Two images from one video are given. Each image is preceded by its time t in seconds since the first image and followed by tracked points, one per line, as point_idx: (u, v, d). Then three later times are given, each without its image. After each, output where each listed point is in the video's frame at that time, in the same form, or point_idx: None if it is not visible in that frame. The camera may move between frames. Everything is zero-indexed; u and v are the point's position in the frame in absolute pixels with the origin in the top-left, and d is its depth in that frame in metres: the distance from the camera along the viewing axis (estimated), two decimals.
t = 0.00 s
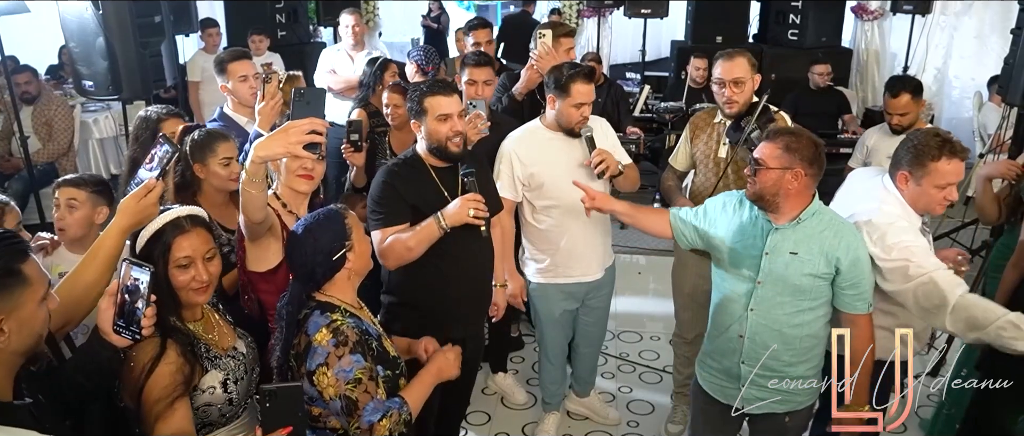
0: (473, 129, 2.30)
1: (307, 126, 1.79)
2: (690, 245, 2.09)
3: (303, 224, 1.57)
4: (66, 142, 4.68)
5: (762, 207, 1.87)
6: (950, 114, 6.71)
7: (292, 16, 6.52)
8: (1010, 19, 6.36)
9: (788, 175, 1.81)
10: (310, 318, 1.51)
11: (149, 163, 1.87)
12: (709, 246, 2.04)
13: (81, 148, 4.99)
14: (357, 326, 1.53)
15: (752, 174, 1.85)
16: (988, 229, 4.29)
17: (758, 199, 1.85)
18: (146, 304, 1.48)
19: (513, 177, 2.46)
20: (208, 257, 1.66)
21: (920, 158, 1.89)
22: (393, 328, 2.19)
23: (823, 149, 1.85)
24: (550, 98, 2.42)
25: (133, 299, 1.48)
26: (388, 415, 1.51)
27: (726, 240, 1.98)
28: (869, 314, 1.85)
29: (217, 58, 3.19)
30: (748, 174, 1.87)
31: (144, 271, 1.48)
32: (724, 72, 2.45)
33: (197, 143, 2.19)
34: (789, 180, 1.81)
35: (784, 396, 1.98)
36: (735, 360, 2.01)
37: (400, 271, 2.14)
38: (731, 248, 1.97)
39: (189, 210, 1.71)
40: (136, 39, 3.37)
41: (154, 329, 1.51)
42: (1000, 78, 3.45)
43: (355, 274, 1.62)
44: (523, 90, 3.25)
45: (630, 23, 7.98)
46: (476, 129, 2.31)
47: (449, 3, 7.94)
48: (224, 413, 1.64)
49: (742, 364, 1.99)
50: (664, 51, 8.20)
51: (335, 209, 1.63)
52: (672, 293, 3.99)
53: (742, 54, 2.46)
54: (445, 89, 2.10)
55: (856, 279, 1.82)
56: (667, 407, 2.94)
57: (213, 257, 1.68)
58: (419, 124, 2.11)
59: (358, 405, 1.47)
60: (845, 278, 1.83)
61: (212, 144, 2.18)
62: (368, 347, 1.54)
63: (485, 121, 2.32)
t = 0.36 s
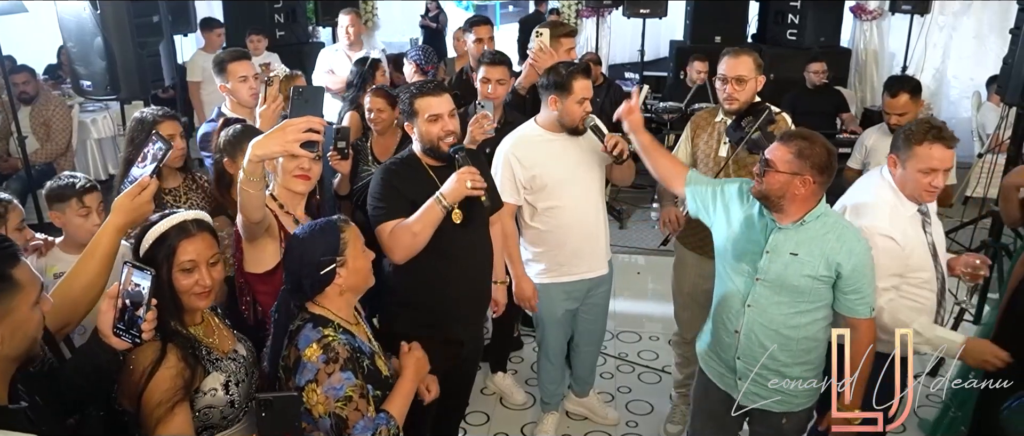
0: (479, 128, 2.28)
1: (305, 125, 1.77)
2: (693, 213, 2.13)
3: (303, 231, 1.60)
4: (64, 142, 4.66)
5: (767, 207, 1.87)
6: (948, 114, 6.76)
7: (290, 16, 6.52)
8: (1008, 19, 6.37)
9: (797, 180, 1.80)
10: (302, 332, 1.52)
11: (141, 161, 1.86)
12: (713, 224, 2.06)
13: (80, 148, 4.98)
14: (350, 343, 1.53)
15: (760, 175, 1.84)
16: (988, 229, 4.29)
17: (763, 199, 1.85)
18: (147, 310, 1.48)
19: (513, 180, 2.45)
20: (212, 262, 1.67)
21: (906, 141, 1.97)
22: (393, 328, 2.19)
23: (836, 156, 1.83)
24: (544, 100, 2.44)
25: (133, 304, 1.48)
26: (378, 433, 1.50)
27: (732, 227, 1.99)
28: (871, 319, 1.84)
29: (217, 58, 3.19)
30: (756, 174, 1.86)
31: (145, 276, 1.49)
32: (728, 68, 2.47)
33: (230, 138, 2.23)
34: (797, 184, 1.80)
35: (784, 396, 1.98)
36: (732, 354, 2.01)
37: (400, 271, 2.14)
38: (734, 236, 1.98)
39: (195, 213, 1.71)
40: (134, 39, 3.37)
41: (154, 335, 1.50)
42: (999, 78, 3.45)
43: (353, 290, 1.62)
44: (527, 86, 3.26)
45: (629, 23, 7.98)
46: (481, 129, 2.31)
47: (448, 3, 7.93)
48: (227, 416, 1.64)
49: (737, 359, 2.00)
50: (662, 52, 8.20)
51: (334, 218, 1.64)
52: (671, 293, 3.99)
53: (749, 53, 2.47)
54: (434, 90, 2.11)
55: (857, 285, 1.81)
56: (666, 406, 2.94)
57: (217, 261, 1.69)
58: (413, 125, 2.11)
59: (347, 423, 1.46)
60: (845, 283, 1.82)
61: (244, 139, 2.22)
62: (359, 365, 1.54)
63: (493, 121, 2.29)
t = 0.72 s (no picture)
0: (477, 128, 2.28)
1: (303, 124, 1.76)
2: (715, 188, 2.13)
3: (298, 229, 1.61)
4: (63, 143, 4.66)
5: (770, 208, 1.87)
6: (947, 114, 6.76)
7: (290, 16, 6.51)
8: (1008, 19, 6.38)
9: (798, 181, 1.79)
10: (290, 335, 1.50)
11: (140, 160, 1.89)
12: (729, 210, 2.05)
13: (78, 148, 4.98)
14: (339, 347, 1.52)
15: (763, 174, 1.84)
16: (988, 230, 4.30)
17: (765, 199, 1.85)
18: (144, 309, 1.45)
19: (516, 179, 2.46)
20: (216, 257, 1.68)
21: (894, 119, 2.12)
22: (391, 328, 2.18)
23: (840, 156, 1.82)
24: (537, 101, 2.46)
25: (131, 306, 1.46)
26: None
27: (749, 219, 1.98)
28: (871, 327, 1.83)
29: (216, 58, 3.18)
30: (760, 173, 1.86)
31: (142, 277, 1.47)
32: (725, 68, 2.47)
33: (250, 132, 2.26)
34: (799, 186, 1.80)
35: (783, 396, 1.97)
36: (728, 348, 2.02)
37: (398, 269, 2.13)
38: (749, 228, 1.97)
39: (202, 208, 1.72)
40: (133, 38, 3.36)
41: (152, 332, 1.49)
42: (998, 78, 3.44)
43: (343, 300, 1.61)
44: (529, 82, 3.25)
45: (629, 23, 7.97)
46: (483, 130, 2.29)
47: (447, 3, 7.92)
48: (223, 409, 1.61)
49: (733, 354, 2.00)
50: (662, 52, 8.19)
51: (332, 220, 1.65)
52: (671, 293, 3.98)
53: (748, 53, 2.47)
54: (433, 86, 2.09)
55: (857, 293, 1.80)
56: (665, 407, 2.93)
57: (221, 257, 1.69)
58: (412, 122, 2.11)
59: (329, 430, 1.48)
60: (845, 289, 1.81)
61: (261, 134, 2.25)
62: (349, 369, 1.53)
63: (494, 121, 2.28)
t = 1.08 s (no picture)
0: (477, 129, 2.28)
1: (304, 125, 1.76)
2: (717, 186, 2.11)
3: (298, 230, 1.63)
4: (62, 142, 4.67)
5: (775, 206, 1.88)
6: (945, 114, 6.78)
7: (289, 16, 6.50)
8: (1008, 19, 6.38)
9: (806, 180, 1.80)
10: (283, 330, 1.52)
11: (145, 162, 1.86)
12: (732, 209, 2.04)
13: (77, 148, 4.98)
14: (328, 346, 1.52)
15: (770, 171, 1.84)
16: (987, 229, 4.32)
17: (770, 197, 1.86)
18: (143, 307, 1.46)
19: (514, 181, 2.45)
20: (226, 252, 1.68)
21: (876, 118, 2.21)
22: (389, 326, 2.18)
23: (848, 159, 1.83)
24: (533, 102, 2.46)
25: (128, 306, 1.47)
26: None
27: (754, 218, 1.97)
28: (870, 329, 1.86)
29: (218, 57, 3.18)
30: (766, 171, 1.87)
31: (139, 278, 1.49)
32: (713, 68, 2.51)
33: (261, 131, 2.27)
34: (806, 185, 1.80)
35: (782, 397, 1.98)
36: (729, 348, 2.01)
37: (398, 269, 2.14)
38: (755, 227, 1.96)
39: (212, 204, 1.72)
40: (133, 39, 3.35)
41: (151, 330, 1.49)
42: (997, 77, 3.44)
43: (322, 310, 1.58)
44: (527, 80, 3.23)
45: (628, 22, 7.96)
46: (479, 129, 2.30)
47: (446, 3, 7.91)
48: (224, 409, 1.60)
49: (734, 354, 1.99)
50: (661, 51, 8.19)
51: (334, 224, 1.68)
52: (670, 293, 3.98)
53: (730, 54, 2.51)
54: (440, 86, 2.09)
55: (859, 294, 1.82)
56: (664, 406, 2.94)
57: (231, 252, 1.69)
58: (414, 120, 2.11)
59: (313, 428, 1.49)
60: (848, 289, 1.83)
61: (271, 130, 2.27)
62: (338, 368, 1.52)
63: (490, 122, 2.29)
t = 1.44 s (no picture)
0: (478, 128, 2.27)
1: (304, 124, 1.77)
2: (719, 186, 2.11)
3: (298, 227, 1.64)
4: (62, 142, 4.66)
5: (779, 207, 1.88)
6: (944, 114, 6.78)
7: (288, 16, 6.49)
8: (1007, 19, 6.39)
9: (810, 181, 1.80)
10: (284, 313, 1.56)
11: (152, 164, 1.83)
12: (736, 209, 2.04)
13: (77, 148, 4.98)
14: (325, 328, 1.54)
15: (775, 172, 1.85)
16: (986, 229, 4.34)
17: (775, 198, 1.86)
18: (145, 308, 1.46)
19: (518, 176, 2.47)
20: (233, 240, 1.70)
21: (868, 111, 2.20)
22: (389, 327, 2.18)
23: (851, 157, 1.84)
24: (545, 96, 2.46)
25: (128, 305, 1.46)
26: (341, 424, 1.50)
27: (759, 218, 1.97)
28: (878, 327, 1.86)
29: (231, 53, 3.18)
30: (770, 173, 1.87)
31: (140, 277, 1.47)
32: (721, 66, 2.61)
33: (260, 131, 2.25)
34: (810, 185, 1.81)
35: (782, 397, 1.97)
36: (732, 349, 2.01)
37: (400, 266, 2.13)
38: (761, 227, 1.96)
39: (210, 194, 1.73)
40: (132, 38, 3.35)
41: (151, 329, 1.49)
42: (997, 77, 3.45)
43: (325, 296, 1.61)
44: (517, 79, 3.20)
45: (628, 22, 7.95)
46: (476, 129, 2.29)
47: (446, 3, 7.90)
48: (229, 397, 1.65)
49: (737, 354, 1.99)
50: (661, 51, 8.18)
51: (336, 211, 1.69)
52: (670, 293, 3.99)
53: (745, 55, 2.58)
54: (444, 84, 2.09)
55: (866, 293, 1.83)
56: (664, 406, 2.94)
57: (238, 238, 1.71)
58: (417, 119, 2.11)
59: (308, 407, 1.49)
60: (856, 289, 1.83)
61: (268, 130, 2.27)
62: (334, 348, 1.55)
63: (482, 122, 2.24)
